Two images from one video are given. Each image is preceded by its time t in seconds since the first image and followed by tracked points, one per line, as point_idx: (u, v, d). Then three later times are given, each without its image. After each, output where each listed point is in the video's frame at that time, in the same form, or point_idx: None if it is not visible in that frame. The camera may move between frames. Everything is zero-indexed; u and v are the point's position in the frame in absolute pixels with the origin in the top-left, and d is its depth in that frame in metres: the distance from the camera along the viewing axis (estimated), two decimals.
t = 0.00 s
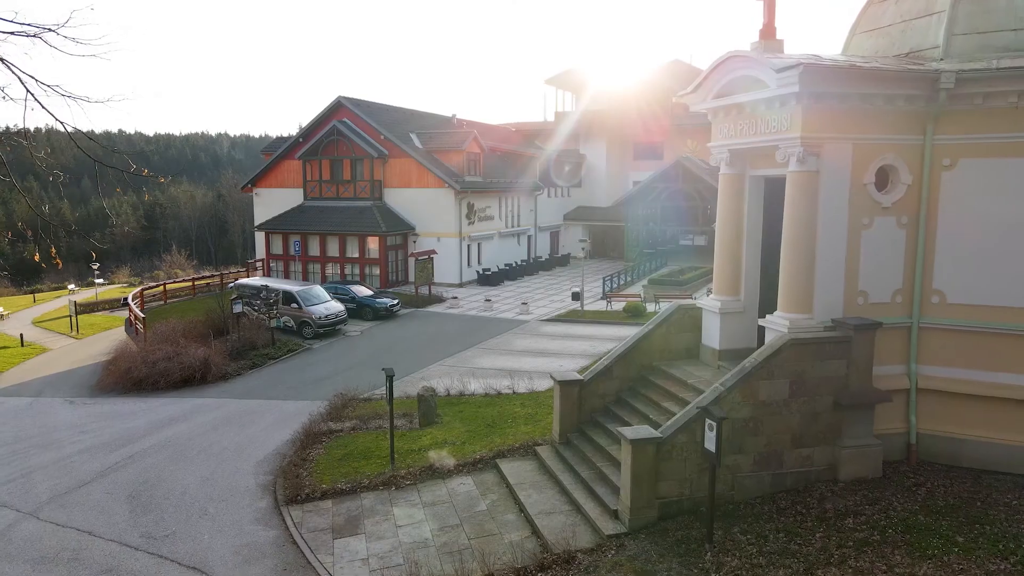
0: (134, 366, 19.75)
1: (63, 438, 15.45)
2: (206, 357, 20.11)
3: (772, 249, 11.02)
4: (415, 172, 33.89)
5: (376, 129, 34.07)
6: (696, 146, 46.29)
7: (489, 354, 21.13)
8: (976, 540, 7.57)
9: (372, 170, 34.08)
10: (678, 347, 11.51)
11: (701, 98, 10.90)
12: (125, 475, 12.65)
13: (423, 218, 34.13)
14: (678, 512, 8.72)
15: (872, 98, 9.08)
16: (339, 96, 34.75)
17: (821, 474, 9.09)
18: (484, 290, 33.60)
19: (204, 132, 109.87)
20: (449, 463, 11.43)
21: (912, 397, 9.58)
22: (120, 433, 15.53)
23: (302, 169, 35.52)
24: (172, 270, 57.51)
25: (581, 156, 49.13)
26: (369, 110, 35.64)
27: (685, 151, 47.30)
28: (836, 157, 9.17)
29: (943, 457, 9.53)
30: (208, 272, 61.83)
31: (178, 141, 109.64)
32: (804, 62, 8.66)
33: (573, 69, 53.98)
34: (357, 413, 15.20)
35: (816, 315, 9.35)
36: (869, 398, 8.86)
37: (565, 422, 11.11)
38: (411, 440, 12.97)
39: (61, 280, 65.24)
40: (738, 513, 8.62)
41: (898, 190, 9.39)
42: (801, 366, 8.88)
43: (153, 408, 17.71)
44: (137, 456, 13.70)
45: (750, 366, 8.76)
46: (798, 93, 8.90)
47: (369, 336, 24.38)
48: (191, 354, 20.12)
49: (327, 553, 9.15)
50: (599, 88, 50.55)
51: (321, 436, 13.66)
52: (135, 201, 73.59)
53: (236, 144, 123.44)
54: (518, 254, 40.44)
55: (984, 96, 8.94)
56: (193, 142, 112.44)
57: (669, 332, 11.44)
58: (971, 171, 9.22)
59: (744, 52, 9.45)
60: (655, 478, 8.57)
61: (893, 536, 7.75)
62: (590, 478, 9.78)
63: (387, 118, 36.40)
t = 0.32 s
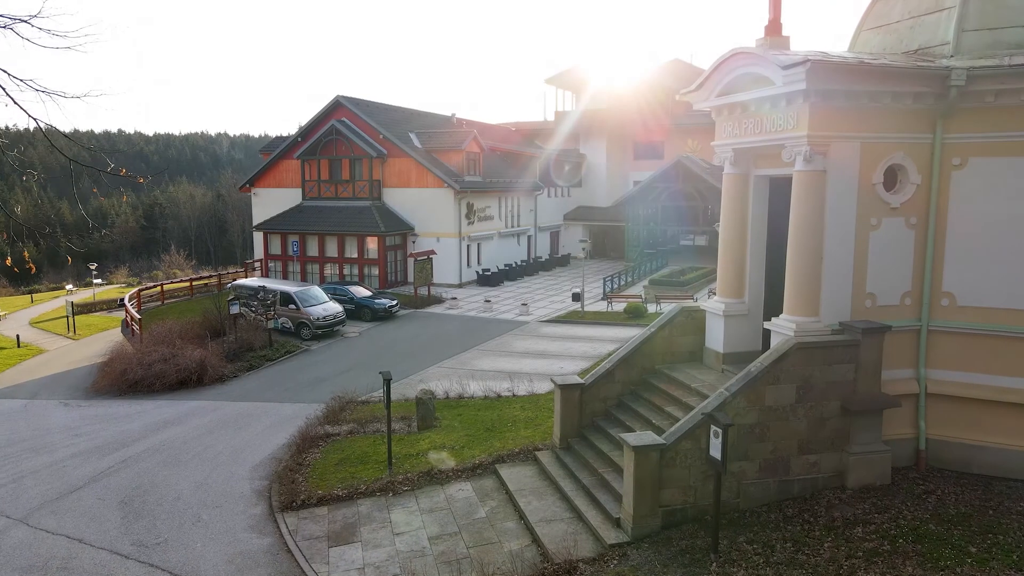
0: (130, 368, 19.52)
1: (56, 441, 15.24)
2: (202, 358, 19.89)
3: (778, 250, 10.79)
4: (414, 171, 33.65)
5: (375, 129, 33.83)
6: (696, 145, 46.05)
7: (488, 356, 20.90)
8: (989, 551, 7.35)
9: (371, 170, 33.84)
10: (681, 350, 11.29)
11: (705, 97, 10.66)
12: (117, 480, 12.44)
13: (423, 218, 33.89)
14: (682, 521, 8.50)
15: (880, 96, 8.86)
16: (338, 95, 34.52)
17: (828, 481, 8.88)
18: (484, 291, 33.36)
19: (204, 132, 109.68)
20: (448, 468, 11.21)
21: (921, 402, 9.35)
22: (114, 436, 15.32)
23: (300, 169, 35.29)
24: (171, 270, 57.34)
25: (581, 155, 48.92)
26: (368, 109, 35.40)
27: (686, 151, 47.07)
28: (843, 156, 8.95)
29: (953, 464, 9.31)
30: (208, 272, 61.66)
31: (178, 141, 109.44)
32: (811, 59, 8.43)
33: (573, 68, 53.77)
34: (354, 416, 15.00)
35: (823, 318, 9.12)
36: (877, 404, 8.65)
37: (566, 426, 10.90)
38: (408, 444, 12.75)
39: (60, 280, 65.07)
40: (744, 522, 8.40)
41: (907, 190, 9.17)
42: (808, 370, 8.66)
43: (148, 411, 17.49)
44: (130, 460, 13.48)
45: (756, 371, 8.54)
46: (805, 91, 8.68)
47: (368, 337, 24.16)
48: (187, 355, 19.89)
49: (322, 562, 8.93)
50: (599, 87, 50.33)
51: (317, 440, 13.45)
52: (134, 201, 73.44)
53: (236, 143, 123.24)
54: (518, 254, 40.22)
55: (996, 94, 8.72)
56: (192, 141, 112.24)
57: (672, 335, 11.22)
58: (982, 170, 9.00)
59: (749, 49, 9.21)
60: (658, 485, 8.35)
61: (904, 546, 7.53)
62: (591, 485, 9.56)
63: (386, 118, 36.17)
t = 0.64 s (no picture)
0: (124, 371, 19.26)
1: (49, 445, 14.99)
2: (197, 361, 19.62)
3: (784, 252, 10.53)
4: (413, 171, 33.38)
5: (374, 128, 33.56)
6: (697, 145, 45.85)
7: (488, 358, 20.64)
8: (1007, 564, 7.09)
9: (370, 170, 33.57)
10: (685, 354, 11.03)
11: (710, 94, 10.42)
12: (109, 486, 12.18)
13: (422, 218, 33.62)
14: (687, 531, 8.25)
15: (891, 93, 8.62)
16: (336, 94, 34.28)
17: (837, 490, 8.63)
18: (483, 291, 33.10)
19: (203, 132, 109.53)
20: (446, 474, 10.95)
21: (932, 408, 9.10)
22: (107, 441, 15.06)
23: (299, 169, 35.05)
24: (170, 270, 57.14)
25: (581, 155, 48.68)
26: (367, 109, 35.15)
27: (686, 151, 46.88)
28: (853, 155, 8.69)
29: (965, 472, 9.07)
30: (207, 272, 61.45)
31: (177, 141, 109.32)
32: (821, 55, 8.17)
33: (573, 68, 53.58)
34: (351, 420, 14.74)
35: (832, 322, 8.88)
36: (889, 411, 8.39)
37: (567, 432, 10.65)
38: (407, 449, 12.50)
39: (58, 280, 64.86)
40: (751, 532, 8.14)
41: (918, 191, 8.93)
42: (817, 376, 8.41)
43: (143, 414, 17.24)
44: (123, 466, 13.23)
45: (763, 376, 8.29)
46: (814, 88, 8.44)
47: (366, 339, 23.91)
48: (183, 358, 19.63)
49: (316, 573, 8.68)
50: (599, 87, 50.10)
51: (314, 445, 13.20)
52: (133, 201, 73.49)
53: (235, 143, 122.98)
54: (518, 255, 39.99)
55: (1011, 91, 8.47)
56: (192, 141, 112.04)
57: (676, 338, 10.97)
58: (996, 170, 8.75)
59: (757, 45, 8.96)
60: (663, 494, 8.09)
61: (918, 559, 7.27)
62: (594, 493, 9.30)
63: (385, 118, 35.91)
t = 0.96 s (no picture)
0: (119, 373, 18.98)
1: (39, 450, 14.70)
2: (193, 363, 19.34)
3: (792, 254, 10.24)
4: (412, 171, 33.08)
5: (372, 128, 33.29)
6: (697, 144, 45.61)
7: (488, 361, 20.34)
8: None
9: (369, 170, 33.29)
10: (690, 358, 10.74)
11: (715, 92, 10.13)
12: (99, 493, 11.89)
13: (421, 218, 33.32)
14: (693, 543, 7.96)
15: (903, 89, 8.35)
16: (335, 93, 34.03)
17: (848, 499, 8.35)
18: (483, 292, 32.79)
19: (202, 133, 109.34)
20: (444, 482, 10.67)
21: (946, 415, 8.81)
22: (99, 446, 14.78)
23: (297, 169, 34.75)
24: (168, 270, 56.92)
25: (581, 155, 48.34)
26: (366, 108, 34.86)
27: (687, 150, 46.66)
28: (865, 153, 8.41)
29: (980, 481, 8.78)
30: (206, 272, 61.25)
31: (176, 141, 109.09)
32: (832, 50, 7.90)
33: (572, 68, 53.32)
34: (348, 425, 14.46)
35: (842, 327, 8.60)
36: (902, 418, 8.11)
37: (569, 439, 10.36)
38: (405, 455, 12.20)
39: (57, 280, 64.66)
40: (760, 544, 7.85)
41: (931, 191, 8.65)
42: (827, 382, 8.13)
43: (136, 418, 16.95)
44: (115, 471, 12.95)
45: (772, 383, 8.00)
46: (825, 84, 8.16)
47: (365, 341, 23.61)
48: (178, 360, 19.35)
49: None
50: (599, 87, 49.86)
51: (309, 450, 12.92)
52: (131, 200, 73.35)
53: (235, 143, 122.78)
54: (518, 255, 39.70)
55: None
56: (192, 142, 111.89)
57: (680, 342, 10.67)
58: (1012, 169, 8.46)
59: (765, 40, 8.69)
60: (668, 505, 7.80)
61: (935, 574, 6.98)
62: (596, 502, 9.02)
63: (384, 117, 35.64)
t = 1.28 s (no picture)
0: (112, 377, 18.67)
1: (29, 456, 14.38)
2: (187, 366, 19.03)
3: (801, 256, 9.92)
4: (411, 171, 32.74)
5: (370, 127, 32.99)
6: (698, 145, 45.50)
7: (487, 363, 20.02)
8: None
9: (367, 170, 32.99)
10: (695, 364, 10.42)
11: (722, 89, 9.81)
12: (87, 502, 11.58)
13: (420, 218, 33.00)
14: (701, 558, 7.65)
15: (918, 85, 8.04)
16: (334, 92, 33.71)
17: (861, 512, 8.04)
18: (482, 294, 32.47)
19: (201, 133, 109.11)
20: (442, 491, 10.34)
21: (962, 423, 8.49)
22: (90, 452, 14.46)
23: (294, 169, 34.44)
24: (166, 270, 56.62)
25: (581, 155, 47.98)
26: (364, 107, 34.55)
27: (688, 151, 46.67)
28: (878, 151, 8.10)
29: (998, 492, 8.46)
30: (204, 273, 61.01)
31: (176, 142, 108.86)
32: (844, 44, 7.58)
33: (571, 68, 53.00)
34: (344, 430, 14.15)
35: (855, 332, 8.29)
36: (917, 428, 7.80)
37: (570, 446, 10.05)
38: (401, 462, 11.89)
39: (55, 280, 64.50)
40: (770, 560, 7.54)
41: (947, 191, 8.34)
42: (840, 390, 7.82)
43: (129, 422, 16.63)
44: (104, 479, 12.64)
45: (782, 391, 7.70)
46: (837, 80, 7.84)
47: (363, 343, 23.31)
48: (172, 363, 19.04)
49: None
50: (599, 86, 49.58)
51: (304, 457, 12.62)
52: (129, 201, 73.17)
53: (234, 143, 122.53)
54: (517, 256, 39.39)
55: None
56: (191, 141, 111.72)
57: (685, 346, 10.36)
58: None
59: (774, 35, 8.39)
60: (674, 518, 7.49)
61: None
62: (599, 513, 8.71)
63: (383, 116, 35.32)
